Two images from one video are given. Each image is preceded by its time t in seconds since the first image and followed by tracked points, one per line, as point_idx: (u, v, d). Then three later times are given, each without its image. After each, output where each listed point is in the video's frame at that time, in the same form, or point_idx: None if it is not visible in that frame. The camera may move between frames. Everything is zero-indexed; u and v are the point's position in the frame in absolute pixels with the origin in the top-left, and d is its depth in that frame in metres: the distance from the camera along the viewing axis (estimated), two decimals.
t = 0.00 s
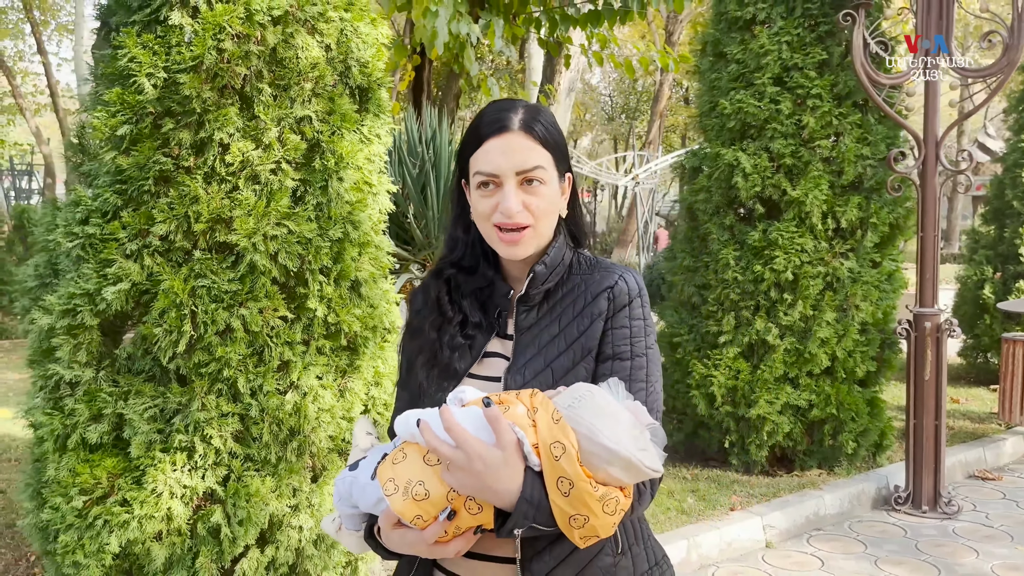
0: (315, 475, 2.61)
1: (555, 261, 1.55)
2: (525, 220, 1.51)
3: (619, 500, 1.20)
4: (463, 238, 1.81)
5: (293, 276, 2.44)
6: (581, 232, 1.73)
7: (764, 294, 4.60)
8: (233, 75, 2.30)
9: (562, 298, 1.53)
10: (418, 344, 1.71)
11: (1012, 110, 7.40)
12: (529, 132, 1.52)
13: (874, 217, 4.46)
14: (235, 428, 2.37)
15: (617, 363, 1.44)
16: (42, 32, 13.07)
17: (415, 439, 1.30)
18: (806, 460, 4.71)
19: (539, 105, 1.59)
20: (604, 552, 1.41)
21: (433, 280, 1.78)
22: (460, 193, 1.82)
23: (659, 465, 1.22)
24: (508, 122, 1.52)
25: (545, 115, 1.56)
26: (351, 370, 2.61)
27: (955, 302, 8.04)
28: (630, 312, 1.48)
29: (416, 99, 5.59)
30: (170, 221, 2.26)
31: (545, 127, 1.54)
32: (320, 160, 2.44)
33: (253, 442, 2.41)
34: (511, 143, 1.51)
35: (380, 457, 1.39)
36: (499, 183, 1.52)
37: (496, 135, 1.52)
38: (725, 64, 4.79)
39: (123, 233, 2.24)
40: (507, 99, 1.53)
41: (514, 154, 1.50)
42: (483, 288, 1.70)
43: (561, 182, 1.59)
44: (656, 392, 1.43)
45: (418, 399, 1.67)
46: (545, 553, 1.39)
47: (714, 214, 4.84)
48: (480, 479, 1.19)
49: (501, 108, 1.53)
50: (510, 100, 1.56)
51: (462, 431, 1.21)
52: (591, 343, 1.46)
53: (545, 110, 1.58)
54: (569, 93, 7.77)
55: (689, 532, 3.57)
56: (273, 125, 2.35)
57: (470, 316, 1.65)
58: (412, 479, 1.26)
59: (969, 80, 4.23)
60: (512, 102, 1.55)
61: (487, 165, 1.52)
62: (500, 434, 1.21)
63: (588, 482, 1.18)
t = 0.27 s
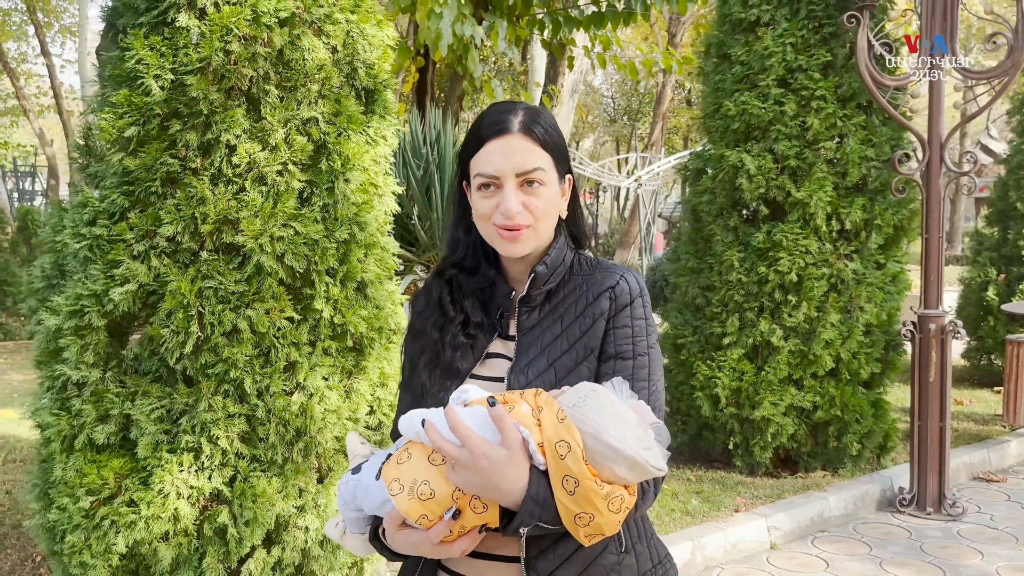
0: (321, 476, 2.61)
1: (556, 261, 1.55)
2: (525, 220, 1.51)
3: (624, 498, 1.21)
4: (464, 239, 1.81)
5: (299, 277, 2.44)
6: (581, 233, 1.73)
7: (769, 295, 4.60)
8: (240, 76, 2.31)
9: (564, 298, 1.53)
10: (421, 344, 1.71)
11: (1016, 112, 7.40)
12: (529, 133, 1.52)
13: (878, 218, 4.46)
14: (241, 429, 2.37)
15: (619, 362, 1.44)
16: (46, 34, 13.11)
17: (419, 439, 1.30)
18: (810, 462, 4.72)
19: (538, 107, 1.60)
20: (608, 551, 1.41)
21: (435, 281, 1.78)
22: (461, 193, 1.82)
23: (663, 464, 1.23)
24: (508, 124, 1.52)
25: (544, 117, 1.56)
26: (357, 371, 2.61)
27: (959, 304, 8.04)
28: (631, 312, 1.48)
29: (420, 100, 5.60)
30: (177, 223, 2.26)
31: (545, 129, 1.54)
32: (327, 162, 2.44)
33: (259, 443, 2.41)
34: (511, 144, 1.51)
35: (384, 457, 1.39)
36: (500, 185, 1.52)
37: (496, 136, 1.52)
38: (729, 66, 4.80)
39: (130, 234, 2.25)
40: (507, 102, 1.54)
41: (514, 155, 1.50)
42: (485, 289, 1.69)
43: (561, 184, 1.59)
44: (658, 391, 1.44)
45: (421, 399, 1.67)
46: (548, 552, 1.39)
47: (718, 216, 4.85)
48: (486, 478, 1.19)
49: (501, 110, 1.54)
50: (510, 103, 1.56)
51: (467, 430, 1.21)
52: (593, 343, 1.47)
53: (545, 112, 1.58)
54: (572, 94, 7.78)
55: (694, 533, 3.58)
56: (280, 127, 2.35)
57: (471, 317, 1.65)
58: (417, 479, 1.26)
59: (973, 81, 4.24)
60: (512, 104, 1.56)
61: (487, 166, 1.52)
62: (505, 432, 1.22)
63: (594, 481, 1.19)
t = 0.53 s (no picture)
0: (326, 476, 2.62)
1: (560, 262, 1.55)
2: (528, 222, 1.51)
3: (633, 498, 1.22)
4: (467, 240, 1.80)
5: (305, 277, 2.44)
6: (584, 233, 1.73)
7: (772, 296, 4.61)
8: (246, 77, 2.31)
9: (569, 298, 1.54)
10: (425, 345, 1.70)
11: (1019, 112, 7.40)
12: (531, 135, 1.52)
13: (882, 219, 4.46)
14: (246, 429, 2.37)
15: (625, 362, 1.44)
16: (49, 33, 13.12)
17: (428, 440, 1.30)
18: (813, 462, 4.73)
19: (540, 109, 1.60)
20: (615, 549, 1.41)
21: (439, 282, 1.77)
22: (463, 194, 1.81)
23: (672, 463, 1.23)
24: (510, 126, 1.52)
25: (546, 118, 1.56)
26: (362, 371, 2.62)
27: (961, 305, 8.04)
28: (636, 311, 1.48)
29: (424, 100, 5.60)
30: (183, 223, 2.27)
31: (547, 130, 1.55)
32: (332, 162, 2.45)
33: (264, 443, 2.42)
34: (514, 145, 1.51)
35: (392, 459, 1.39)
36: (503, 186, 1.52)
37: (498, 138, 1.52)
38: (733, 66, 4.80)
39: (136, 234, 2.25)
40: (509, 103, 1.54)
41: (517, 156, 1.50)
42: (489, 290, 1.69)
43: (564, 185, 1.60)
44: (663, 390, 1.44)
45: (425, 401, 1.65)
46: (556, 551, 1.40)
47: (721, 216, 4.85)
48: (496, 479, 1.19)
49: (503, 112, 1.54)
50: (512, 105, 1.56)
51: (476, 430, 1.21)
52: (598, 343, 1.47)
53: (546, 113, 1.58)
54: (575, 95, 7.78)
55: (698, 533, 3.58)
56: (285, 127, 2.36)
57: (476, 317, 1.65)
58: (427, 481, 1.26)
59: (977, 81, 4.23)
60: (514, 106, 1.56)
61: (490, 168, 1.52)
62: (515, 433, 1.22)
63: (604, 481, 1.19)
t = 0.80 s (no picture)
0: (330, 475, 2.62)
1: (564, 261, 1.56)
2: (532, 222, 1.51)
3: (637, 494, 1.21)
4: (470, 240, 1.82)
5: (309, 277, 2.44)
6: (588, 234, 1.74)
7: (776, 295, 4.61)
8: (251, 75, 2.31)
9: (573, 298, 1.54)
10: (429, 345, 1.69)
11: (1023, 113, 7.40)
12: (534, 135, 1.52)
13: (885, 219, 4.46)
14: (251, 427, 2.38)
15: (629, 361, 1.44)
16: (52, 31, 13.12)
17: (432, 445, 1.31)
18: (816, 462, 4.73)
19: (544, 109, 1.59)
20: (620, 549, 1.41)
21: (443, 283, 1.78)
22: (467, 196, 1.83)
23: (675, 458, 1.23)
24: (513, 126, 1.52)
25: (549, 118, 1.56)
26: (366, 370, 2.62)
27: (964, 305, 8.04)
28: (640, 311, 1.48)
29: (427, 99, 5.60)
30: (187, 222, 2.27)
31: (550, 130, 1.54)
32: (337, 161, 2.45)
33: (268, 442, 2.42)
34: (517, 146, 1.51)
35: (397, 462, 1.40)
36: (506, 186, 1.52)
37: (501, 138, 1.52)
38: (736, 66, 4.80)
39: (141, 233, 2.26)
40: (512, 103, 1.54)
41: (520, 157, 1.50)
42: (493, 290, 1.69)
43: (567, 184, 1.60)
44: (668, 389, 1.44)
45: (429, 402, 1.65)
46: (562, 551, 1.40)
47: (724, 216, 4.85)
48: (500, 479, 1.20)
49: (505, 112, 1.54)
50: (515, 104, 1.56)
51: (479, 431, 1.21)
52: (603, 342, 1.47)
53: (550, 113, 1.58)
54: (577, 94, 7.78)
55: (701, 533, 3.58)
56: (290, 126, 2.36)
57: (480, 317, 1.65)
58: (431, 484, 1.26)
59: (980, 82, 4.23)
60: (517, 106, 1.56)
61: (492, 168, 1.52)
62: (518, 433, 1.22)
63: (607, 478, 1.19)
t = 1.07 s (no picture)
0: (332, 473, 2.62)
1: (563, 260, 1.55)
2: (530, 220, 1.51)
3: (635, 493, 1.20)
4: (469, 239, 1.81)
5: (311, 275, 2.44)
6: (588, 232, 1.73)
7: (778, 294, 4.60)
8: (253, 73, 2.31)
9: (572, 296, 1.54)
10: (428, 344, 1.70)
11: None
12: (532, 133, 1.52)
13: (888, 218, 4.45)
14: (253, 425, 2.37)
15: (628, 359, 1.43)
16: (54, 29, 13.12)
17: (430, 445, 1.31)
18: (818, 461, 4.72)
19: (542, 106, 1.59)
20: (621, 547, 1.41)
21: (442, 282, 1.78)
22: (466, 194, 1.82)
23: (672, 456, 1.22)
24: (511, 124, 1.52)
25: (547, 115, 1.56)
26: (368, 368, 2.62)
27: (967, 304, 8.03)
28: (639, 309, 1.48)
29: (428, 98, 5.59)
30: (189, 220, 2.27)
31: (548, 128, 1.54)
32: (339, 159, 2.45)
33: (270, 440, 2.41)
34: (515, 144, 1.50)
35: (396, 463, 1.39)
36: (504, 184, 1.51)
37: (499, 136, 1.52)
38: (739, 64, 4.79)
39: (143, 231, 2.25)
40: (510, 102, 1.53)
41: (517, 155, 1.50)
42: (492, 289, 1.69)
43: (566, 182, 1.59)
44: (667, 388, 1.43)
45: (429, 401, 1.65)
46: (562, 550, 1.39)
47: (727, 214, 4.84)
48: (498, 479, 1.20)
49: (503, 110, 1.53)
50: (514, 102, 1.56)
51: (476, 431, 1.21)
52: (602, 341, 1.47)
53: (548, 111, 1.57)
54: (579, 92, 7.76)
55: (703, 532, 3.58)
56: (292, 124, 2.35)
57: (479, 317, 1.65)
58: (430, 484, 1.25)
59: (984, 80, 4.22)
60: (516, 104, 1.55)
61: (490, 167, 1.51)
62: (514, 432, 1.22)
63: (604, 476, 1.18)
